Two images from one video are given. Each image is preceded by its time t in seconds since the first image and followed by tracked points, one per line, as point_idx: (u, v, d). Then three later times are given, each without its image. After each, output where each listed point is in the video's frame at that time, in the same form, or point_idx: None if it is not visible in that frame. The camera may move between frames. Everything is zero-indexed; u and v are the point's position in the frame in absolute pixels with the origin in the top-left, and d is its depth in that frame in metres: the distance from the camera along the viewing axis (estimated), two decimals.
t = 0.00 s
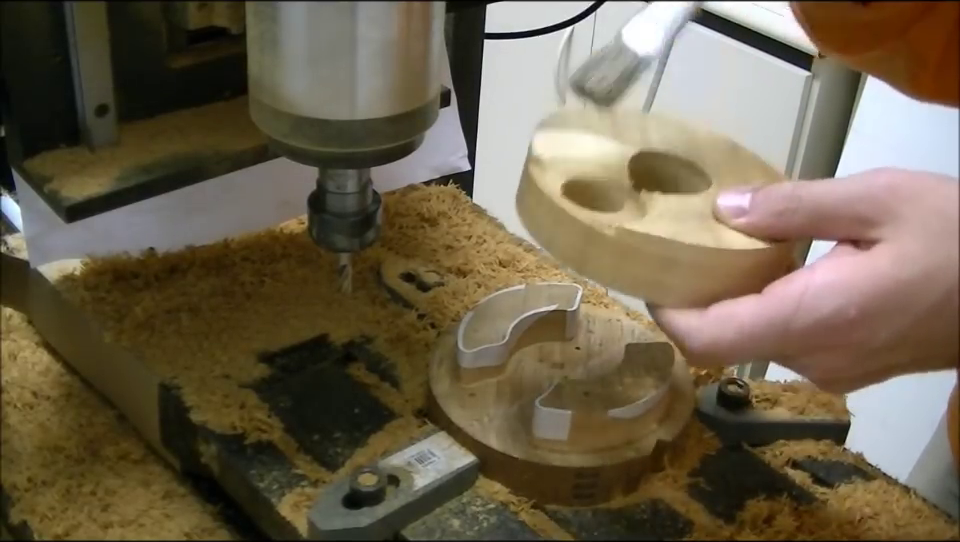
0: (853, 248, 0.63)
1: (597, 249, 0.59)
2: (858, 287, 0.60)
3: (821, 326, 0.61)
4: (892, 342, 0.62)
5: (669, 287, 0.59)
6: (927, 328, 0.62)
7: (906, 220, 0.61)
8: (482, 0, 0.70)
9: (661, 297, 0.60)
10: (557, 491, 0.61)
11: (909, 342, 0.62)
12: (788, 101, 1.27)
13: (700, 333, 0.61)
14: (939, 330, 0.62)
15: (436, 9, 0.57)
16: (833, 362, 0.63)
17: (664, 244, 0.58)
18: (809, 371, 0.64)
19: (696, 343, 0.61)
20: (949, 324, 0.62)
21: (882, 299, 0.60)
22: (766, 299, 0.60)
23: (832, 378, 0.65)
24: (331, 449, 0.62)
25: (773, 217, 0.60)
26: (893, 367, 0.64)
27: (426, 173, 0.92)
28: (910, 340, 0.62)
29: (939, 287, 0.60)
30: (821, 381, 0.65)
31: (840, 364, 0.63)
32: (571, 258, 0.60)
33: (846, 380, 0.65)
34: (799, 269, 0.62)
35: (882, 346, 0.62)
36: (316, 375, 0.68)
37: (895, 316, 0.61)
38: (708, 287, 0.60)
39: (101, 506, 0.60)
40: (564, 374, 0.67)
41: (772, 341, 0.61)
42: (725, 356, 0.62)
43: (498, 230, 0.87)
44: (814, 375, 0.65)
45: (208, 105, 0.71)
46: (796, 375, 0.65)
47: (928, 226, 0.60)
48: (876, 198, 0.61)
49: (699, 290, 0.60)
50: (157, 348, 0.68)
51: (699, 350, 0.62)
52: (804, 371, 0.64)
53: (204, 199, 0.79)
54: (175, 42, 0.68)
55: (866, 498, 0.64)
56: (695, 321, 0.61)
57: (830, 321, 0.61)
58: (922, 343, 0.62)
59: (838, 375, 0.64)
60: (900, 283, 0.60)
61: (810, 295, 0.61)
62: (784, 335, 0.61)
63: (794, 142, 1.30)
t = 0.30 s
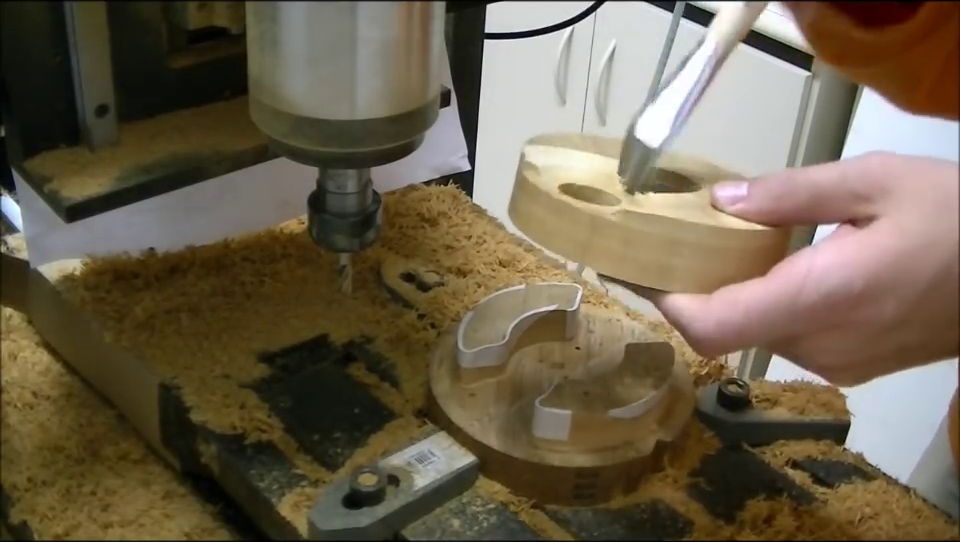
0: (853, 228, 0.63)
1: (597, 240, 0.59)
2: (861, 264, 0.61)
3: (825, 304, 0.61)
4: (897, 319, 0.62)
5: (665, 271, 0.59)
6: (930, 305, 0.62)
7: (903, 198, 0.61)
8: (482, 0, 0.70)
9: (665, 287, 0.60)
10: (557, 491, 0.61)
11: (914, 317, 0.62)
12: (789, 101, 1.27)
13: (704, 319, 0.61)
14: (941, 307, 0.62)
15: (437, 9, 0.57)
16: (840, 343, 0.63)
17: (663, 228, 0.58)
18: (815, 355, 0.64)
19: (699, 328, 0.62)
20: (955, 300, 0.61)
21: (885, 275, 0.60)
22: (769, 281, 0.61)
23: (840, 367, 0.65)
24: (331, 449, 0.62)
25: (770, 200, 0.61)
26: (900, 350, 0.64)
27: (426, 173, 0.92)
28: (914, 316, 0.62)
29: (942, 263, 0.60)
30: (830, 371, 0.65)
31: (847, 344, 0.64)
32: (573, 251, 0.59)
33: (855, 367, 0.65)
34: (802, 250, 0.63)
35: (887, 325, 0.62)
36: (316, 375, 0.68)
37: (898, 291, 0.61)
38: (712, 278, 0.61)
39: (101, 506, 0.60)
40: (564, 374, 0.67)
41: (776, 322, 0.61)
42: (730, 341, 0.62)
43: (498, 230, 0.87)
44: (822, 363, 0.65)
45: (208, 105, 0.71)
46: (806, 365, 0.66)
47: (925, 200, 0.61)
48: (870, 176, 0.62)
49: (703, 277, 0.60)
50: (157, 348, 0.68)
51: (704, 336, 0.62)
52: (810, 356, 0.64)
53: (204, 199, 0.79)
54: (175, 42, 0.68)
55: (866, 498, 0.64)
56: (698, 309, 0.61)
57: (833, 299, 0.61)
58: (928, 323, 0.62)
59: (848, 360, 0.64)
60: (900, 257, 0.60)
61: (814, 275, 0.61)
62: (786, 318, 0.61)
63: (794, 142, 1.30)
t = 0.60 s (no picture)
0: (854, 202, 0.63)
1: (628, 174, 0.57)
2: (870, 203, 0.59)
3: (835, 245, 0.58)
4: (912, 266, 0.59)
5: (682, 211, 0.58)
6: (946, 251, 0.58)
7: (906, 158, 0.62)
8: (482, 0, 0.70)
9: (679, 224, 0.57)
10: (557, 491, 0.61)
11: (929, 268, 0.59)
12: (789, 100, 1.26)
13: (711, 247, 0.57)
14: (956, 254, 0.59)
15: (437, 9, 0.57)
16: (852, 294, 0.59)
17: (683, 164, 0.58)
18: (828, 312, 0.60)
19: (705, 257, 0.58)
20: None
21: (895, 212, 0.59)
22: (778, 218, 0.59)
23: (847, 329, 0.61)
24: (331, 449, 0.62)
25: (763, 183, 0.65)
26: (918, 312, 0.60)
27: (426, 173, 0.92)
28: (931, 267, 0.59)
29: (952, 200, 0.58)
30: (835, 334, 0.61)
31: (859, 297, 0.59)
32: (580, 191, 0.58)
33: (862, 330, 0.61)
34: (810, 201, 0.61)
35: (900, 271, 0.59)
36: (316, 375, 0.68)
37: (910, 230, 0.58)
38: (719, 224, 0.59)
39: (101, 506, 0.60)
40: (564, 374, 0.67)
41: (785, 256, 0.58)
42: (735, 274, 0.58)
43: (498, 230, 0.87)
44: (828, 317, 0.61)
45: (208, 104, 0.71)
46: (809, 328, 0.62)
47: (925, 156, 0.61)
48: (873, 146, 0.65)
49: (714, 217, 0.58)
50: (157, 348, 0.68)
51: (711, 268, 0.58)
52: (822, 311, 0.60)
53: (204, 200, 0.79)
54: (175, 42, 0.68)
55: (866, 498, 0.64)
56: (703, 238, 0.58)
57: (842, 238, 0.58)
58: (943, 276, 0.59)
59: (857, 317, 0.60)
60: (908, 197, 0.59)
61: (822, 215, 0.59)
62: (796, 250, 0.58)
63: (794, 142, 1.29)
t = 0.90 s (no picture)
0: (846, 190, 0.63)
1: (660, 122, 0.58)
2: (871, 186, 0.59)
3: (833, 220, 0.58)
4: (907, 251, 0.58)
5: (697, 169, 0.58)
6: (945, 237, 0.58)
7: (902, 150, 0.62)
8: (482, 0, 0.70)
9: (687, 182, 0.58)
10: (557, 491, 0.61)
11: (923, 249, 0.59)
12: (789, 100, 1.27)
13: (713, 202, 0.56)
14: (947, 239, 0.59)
15: (437, 9, 0.57)
16: (848, 272, 0.59)
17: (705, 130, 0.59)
18: (824, 293, 0.59)
19: (707, 212, 0.56)
20: None
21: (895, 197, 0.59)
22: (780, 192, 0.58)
23: (840, 313, 0.59)
24: (332, 449, 0.62)
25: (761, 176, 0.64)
26: (911, 300, 0.59)
27: (426, 173, 0.92)
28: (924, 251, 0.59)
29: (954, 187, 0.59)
30: (828, 319, 0.60)
31: (854, 277, 0.59)
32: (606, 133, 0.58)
33: (854, 316, 0.60)
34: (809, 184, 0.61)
35: (897, 254, 0.59)
36: (316, 375, 0.68)
37: (908, 213, 0.58)
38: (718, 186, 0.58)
39: (101, 506, 0.60)
40: (564, 374, 0.67)
41: (786, 223, 0.57)
42: (734, 235, 0.57)
43: (498, 230, 0.87)
44: (823, 299, 0.59)
45: (208, 104, 0.71)
46: (803, 312, 0.60)
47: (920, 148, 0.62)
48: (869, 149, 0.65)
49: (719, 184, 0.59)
50: (157, 348, 0.68)
51: (710, 225, 0.57)
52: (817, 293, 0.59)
53: (204, 200, 0.79)
54: (175, 42, 0.68)
55: (867, 498, 0.64)
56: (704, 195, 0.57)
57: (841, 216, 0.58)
58: (938, 263, 0.59)
59: (850, 300, 0.59)
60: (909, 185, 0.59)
61: (823, 191, 0.58)
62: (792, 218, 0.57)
63: (794, 142, 1.30)
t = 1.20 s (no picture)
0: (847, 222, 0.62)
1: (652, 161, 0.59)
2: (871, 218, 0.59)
3: (831, 255, 0.58)
4: (907, 282, 0.58)
5: (690, 206, 0.58)
6: (944, 263, 0.57)
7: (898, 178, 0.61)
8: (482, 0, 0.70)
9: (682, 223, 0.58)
10: (557, 491, 0.61)
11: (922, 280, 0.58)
12: (789, 100, 1.27)
13: (709, 245, 0.57)
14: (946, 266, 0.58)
15: (437, 9, 0.57)
16: (849, 307, 0.58)
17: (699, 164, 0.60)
18: (825, 327, 0.59)
19: (702, 255, 0.57)
20: None
21: (895, 228, 0.58)
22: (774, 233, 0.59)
23: (842, 345, 0.59)
24: (332, 449, 0.62)
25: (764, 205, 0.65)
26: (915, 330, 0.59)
27: (426, 173, 0.92)
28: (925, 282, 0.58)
29: (951, 215, 0.58)
30: (831, 351, 0.60)
31: (855, 311, 0.58)
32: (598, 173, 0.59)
33: (859, 349, 0.59)
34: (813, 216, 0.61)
35: (898, 286, 0.58)
36: (316, 375, 0.68)
37: (907, 244, 0.58)
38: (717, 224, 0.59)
39: (101, 506, 0.60)
40: (564, 374, 0.67)
41: (784, 264, 0.57)
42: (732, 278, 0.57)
43: (498, 230, 0.87)
44: (824, 335, 0.59)
45: (208, 105, 0.71)
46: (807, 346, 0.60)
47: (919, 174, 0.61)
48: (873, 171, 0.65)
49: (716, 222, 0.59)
50: (157, 348, 0.68)
51: (707, 268, 0.57)
52: (818, 328, 0.59)
53: (204, 200, 0.79)
54: (175, 42, 0.68)
55: (866, 498, 0.64)
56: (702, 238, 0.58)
57: (837, 254, 0.58)
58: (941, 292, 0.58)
59: (852, 334, 0.59)
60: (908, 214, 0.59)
61: (822, 225, 0.58)
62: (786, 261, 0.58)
63: (794, 142, 1.31)
